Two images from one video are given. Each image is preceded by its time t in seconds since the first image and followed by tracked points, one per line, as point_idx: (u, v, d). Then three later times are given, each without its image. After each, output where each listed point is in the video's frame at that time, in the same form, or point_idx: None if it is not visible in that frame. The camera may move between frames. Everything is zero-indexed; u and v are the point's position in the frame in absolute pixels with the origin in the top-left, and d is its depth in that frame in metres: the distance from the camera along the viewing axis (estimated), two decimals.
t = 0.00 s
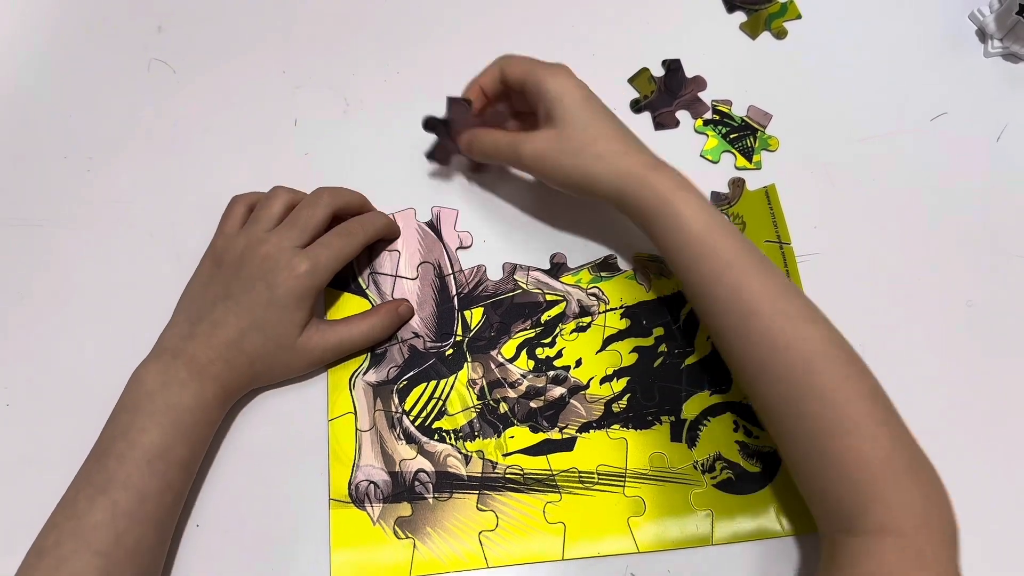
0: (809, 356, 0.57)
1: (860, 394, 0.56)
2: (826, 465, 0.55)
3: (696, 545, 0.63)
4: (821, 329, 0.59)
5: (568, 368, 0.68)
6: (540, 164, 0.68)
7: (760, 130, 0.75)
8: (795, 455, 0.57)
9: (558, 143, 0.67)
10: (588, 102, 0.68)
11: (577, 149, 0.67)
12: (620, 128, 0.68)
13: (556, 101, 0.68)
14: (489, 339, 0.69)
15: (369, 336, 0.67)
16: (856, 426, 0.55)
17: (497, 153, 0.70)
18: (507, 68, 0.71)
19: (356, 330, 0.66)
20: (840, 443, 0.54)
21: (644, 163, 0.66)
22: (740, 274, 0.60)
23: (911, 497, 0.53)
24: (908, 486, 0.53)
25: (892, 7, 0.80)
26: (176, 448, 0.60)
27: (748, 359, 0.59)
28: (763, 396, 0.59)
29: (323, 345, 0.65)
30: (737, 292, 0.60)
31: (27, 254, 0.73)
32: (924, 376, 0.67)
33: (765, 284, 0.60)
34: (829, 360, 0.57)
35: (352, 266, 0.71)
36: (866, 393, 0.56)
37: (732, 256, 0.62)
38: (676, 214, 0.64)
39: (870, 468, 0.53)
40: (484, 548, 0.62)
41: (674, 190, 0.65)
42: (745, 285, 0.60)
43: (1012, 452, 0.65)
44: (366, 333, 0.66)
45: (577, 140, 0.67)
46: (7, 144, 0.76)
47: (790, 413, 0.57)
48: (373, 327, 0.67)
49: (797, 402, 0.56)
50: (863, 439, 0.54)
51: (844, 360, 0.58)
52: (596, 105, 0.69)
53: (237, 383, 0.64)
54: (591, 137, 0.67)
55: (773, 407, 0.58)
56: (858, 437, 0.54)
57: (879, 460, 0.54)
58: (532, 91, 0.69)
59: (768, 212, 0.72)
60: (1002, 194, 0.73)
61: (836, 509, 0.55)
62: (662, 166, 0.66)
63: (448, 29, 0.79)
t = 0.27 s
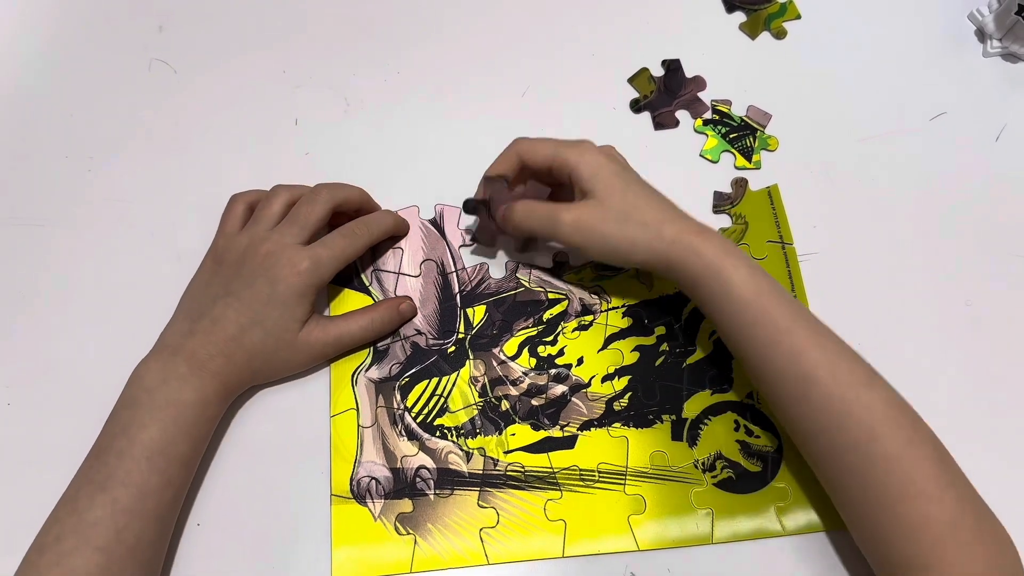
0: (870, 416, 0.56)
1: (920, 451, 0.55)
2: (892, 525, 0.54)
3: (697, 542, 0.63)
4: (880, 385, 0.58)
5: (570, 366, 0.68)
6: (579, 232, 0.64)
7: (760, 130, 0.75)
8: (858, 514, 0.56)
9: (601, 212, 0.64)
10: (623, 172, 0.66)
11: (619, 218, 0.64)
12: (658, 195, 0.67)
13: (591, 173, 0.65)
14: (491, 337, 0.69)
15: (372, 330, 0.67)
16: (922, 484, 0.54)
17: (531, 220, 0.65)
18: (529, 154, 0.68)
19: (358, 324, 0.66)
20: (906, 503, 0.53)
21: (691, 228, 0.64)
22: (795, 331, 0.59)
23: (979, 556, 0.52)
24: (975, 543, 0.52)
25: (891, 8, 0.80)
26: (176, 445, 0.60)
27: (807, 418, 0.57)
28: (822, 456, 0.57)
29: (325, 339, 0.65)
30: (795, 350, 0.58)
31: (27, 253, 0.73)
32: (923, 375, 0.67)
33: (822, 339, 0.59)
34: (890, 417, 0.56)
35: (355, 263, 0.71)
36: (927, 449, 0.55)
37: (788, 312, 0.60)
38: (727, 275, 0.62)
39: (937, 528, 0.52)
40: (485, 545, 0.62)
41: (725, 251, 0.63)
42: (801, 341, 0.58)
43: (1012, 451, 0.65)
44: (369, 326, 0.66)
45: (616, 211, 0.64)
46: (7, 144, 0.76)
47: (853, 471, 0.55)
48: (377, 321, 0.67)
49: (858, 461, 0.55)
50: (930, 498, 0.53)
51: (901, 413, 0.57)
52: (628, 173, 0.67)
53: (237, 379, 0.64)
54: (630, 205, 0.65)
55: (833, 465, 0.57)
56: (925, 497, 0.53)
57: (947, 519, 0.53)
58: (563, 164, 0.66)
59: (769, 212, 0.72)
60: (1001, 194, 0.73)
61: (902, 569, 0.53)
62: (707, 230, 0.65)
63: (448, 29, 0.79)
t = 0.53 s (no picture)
0: (877, 413, 0.55)
1: (926, 448, 0.55)
2: (896, 520, 0.54)
3: (696, 543, 0.63)
4: (889, 377, 0.57)
5: (569, 366, 0.68)
6: (586, 254, 0.65)
7: (759, 130, 0.75)
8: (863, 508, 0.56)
9: (597, 232, 0.64)
10: (612, 180, 0.65)
11: (618, 233, 0.63)
12: (655, 193, 0.64)
13: (579, 190, 0.64)
14: (491, 337, 0.69)
15: (372, 330, 0.67)
16: (927, 481, 0.54)
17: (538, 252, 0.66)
18: (517, 175, 0.67)
19: (358, 323, 0.66)
20: (909, 499, 0.53)
21: (690, 227, 0.62)
22: (804, 324, 0.58)
23: (982, 550, 0.53)
24: (978, 536, 0.53)
25: (890, 7, 0.80)
26: (174, 444, 0.60)
27: (815, 413, 0.57)
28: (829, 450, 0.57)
29: (325, 339, 0.65)
30: (804, 343, 0.57)
31: (27, 253, 0.73)
32: (922, 375, 0.67)
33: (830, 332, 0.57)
34: (899, 413, 0.55)
35: (354, 263, 0.71)
36: (933, 444, 0.55)
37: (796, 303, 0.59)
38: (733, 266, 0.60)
39: (941, 522, 0.53)
40: (485, 545, 0.62)
41: (731, 239, 0.61)
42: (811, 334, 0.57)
43: (1011, 451, 0.65)
44: (368, 325, 0.67)
45: (612, 226, 0.63)
46: (7, 143, 0.77)
47: (859, 468, 0.55)
48: (377, 320, 0.67)
49: (866, 457, 0.55)
50: (935, 494, 0.53)
51: (909, 406, 0.56)
52: (618, 179, 0.65)
53: (236, 378, 0.64)
54: (626, 217, 0.63)
55: (840, 459, 0.56)
56: (931, 493, 0.53)
57: (951, 514, 0.53)
58: (551, 185, 0.65)
59: (769, 212, 0.72)
60: (1000, 195, 0.73)
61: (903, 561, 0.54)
62: (708, 219, 0.62)
63: (448, 29, 0.79)
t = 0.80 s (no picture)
0: (864, 371, 0.55)
1: (913, 409, 0.54)
2: (879, 482, 0.54)
3: (698, 542, 0.63)
4: (875, 336, 0.57)
5: (571, 364, 0.68)
6: (574, 224, 0.65)
7: (760, 129, 0.75)
8: (847, 468, 0.56)
9: (579, 199, 0.64)
10: (590, 144, 0.65)
11: (598, 197, 0.63)
12: (641, 155, 0.64)
13: (559, 156, 0.65)
14: (492, 336, 0.69)
15: (374, 329, 0.67)
16: (912, 442, 0.53)
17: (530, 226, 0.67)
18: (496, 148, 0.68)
19: (360, 322, 0.66)
20: (895, 459, 0.53)
21: (672, 182, 0.62)
22: (791, 283, 0.58)
23: (964, 512, 0.53)
24: (962, 497, 0.53)
25: (892, 7, 0.80)
26: (175, 442, 0.60)
27: (802, 372, 0.57)
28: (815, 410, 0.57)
29: (327, 338, 0.65)
30: (790, 303, 0.57)
31: (28, 252, 0.73)
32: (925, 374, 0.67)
33: (818, 292, 0.57)
34: (885, 372, 0.55)
35: (356, 262, 0.71)
36: (920, 404, 0.55)
37: (784, 262, 0.59)
38: (718, 225, 0.60)
39: (925, 483, 0.53)
40: (487, 544, 0.62)
41: (717, 197, 0.61)
42: (798, 294, 0.57)
43: (1013, 451, 0.65)
44: (370, 324, 0.67)
45: (592, 190, 0.63)
46: (8, 143, 0.77)
47: (844, 428, 0.55)
48: (378, 319, 0.67)
49: (851, 415, 0.55)
50: (921, 456, 0.53)
51: (895, 365, 0.56)
52: (595, 142, 0.65)
53: (237, 377, 0.64)
54: (604, 179, 0.63)
55: (826, 419, 0.56)
56: (914, 454, 0.53)
57: (936, 476, 0.53)
58: (531, 155, 0.66)
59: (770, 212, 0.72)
60: (1002, 194, 0.73)
61: (888, 522, 0.54)
62: (692, 173, 0.63)
63: (449, 29, 0.79)
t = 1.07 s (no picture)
0: (841, 376, 0.54)
1: (891, 410, 0.54)
2: (860, 483, 0.54)
3: (698, 542, 0.63)
4: (853, 340, 0.56)
5: (571, 364, 0.68)
6: (552, 230, 0.66)
7: (760, 129, 0.75)
8: (829, 471, 0.56)
9: (558, 205, 0.65)
10: (573, 153, 0.66)
11: (576, 205, 0.64)
12: (616, 164, 0.65)
13: (541, 164, 0.66)
14: (492, 336, 0.69)
15: (374, 329, 0.67)
16: (891, 443, 0.53)
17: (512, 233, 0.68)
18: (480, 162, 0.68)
19: (359, 321, 0.66)
20: (874, 461, 0.53)
21: (649, 191, 0.62)
22: (768, 288, 0.57)
23: (945, 509, 0.53)
24: (943, 494, 0.53)
25: (892, 6, 0.80)
26: (174, 441, 0.60)
27: (781, 378, 0.56)
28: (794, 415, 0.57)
29: (326, 337, 0.65)
30: (767, 309, 0.57)
31: (27, 252, 0.73)
32: (925, 374, 0.67)
33: (794, 297, 0.57)
34: (862, 377, 0.55)
35: (356, 262, 0.71)
36: (899, 405, 0.55)
37: (760, 267, 0.58)
38: (697, 231, 0.60)
39: (906, 486, 0.53)
40: (486, 544, 0.62)
41: (692, 202, 0.61)
42: (774, 299, 0.57)
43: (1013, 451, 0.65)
44: (369, 324, 0.66)
45: (571, 198, 0.64)
46: (9, 144, 0.77)
47: (824, 433, 0.55)
48: (378, 319, 0.67)
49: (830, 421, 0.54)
50: (901, 458, 0.53)
51: (872, 367, 0.55)
52: (578, 152, 0.66)
53: (236, 376, 0.64)
54: (583, 187, 0.64)
55: (805, 424, 0.56)
56: (893, 455, 0.53)
57: (917, 475, 0.53)
58: (516, 162, 0.67)
59: (770, 211, 0.72)
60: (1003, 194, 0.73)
61: (871, 523, 0.54)
62: (669, 182, 0.63)
63: (449, 28, 0.79)
